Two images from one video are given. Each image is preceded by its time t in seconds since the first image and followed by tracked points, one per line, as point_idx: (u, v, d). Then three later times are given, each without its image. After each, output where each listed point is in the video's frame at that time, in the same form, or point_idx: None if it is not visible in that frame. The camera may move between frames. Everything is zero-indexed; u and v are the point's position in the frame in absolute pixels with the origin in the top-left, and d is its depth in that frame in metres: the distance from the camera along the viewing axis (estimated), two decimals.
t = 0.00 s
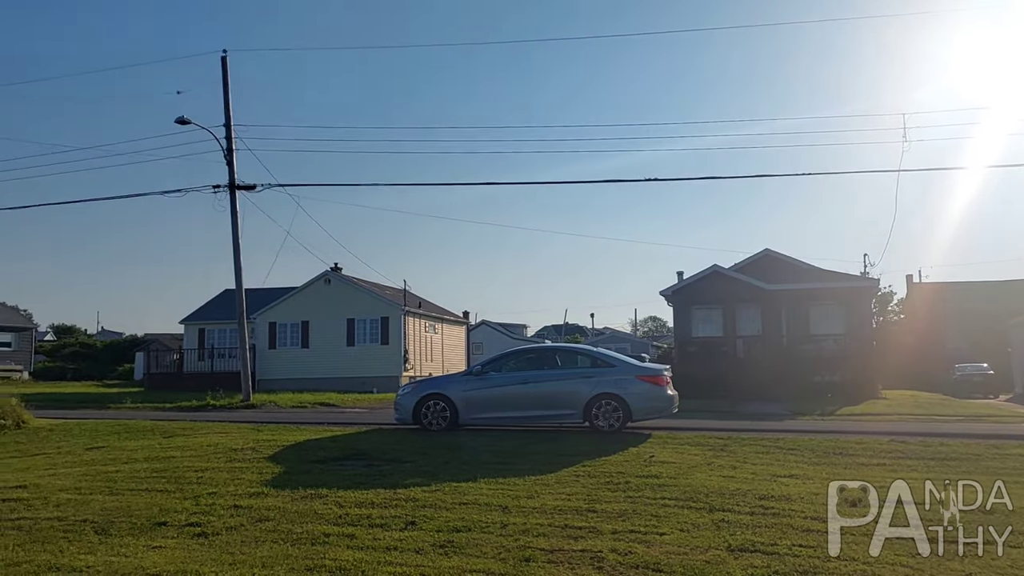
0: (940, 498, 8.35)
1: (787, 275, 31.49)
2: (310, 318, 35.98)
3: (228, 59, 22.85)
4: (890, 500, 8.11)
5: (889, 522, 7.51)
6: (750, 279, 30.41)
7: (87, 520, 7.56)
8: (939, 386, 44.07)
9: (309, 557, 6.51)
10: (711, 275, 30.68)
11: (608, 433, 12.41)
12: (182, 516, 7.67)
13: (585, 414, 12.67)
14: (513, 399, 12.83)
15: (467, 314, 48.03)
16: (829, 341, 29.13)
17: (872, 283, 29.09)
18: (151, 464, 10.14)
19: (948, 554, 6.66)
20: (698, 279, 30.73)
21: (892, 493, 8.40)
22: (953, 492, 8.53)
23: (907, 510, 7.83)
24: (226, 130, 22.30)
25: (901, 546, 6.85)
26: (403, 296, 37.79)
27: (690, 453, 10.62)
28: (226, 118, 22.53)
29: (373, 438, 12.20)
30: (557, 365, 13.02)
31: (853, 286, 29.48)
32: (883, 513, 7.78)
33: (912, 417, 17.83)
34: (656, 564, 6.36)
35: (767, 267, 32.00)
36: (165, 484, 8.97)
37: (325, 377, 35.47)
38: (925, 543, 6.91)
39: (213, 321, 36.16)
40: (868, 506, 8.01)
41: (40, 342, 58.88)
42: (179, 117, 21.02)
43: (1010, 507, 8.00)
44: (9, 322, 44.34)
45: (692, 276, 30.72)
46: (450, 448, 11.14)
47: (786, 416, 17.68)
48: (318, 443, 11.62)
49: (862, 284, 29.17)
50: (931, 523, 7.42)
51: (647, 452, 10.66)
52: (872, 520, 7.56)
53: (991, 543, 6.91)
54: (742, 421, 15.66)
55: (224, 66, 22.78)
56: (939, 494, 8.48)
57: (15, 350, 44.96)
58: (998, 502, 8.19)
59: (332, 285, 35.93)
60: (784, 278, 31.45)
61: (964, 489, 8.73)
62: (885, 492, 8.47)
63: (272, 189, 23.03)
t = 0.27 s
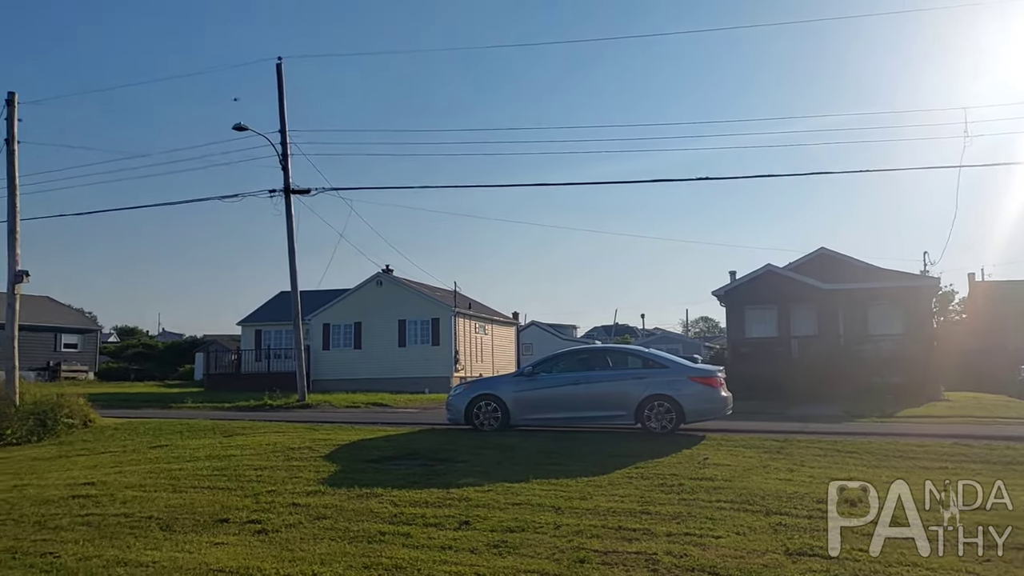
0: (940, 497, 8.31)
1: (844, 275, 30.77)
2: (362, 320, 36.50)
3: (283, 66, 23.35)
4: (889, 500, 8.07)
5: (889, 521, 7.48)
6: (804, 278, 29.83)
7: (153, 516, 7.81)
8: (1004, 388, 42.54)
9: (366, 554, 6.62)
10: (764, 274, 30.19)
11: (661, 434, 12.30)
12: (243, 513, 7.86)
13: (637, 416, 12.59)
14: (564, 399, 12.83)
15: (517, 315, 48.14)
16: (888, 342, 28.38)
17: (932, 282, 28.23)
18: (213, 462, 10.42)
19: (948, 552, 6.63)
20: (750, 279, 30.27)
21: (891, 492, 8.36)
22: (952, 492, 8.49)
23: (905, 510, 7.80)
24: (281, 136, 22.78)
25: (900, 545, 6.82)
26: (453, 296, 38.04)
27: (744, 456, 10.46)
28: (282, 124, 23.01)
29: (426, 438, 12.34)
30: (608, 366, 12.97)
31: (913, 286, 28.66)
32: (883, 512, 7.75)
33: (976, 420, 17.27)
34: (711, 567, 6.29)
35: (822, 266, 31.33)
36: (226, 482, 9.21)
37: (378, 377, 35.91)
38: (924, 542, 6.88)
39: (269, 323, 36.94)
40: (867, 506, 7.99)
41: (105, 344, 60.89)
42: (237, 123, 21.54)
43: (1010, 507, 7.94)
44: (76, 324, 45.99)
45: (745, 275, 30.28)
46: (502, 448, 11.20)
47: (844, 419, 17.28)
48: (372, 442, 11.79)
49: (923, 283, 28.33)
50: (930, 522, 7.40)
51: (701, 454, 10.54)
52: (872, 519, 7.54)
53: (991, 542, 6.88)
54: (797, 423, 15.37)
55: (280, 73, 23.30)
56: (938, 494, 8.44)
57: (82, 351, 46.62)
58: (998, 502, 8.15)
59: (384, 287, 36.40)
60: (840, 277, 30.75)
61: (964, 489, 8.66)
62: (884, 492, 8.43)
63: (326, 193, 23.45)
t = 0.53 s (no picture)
0: (940, 498, 8.23)
1: (913, 273, 29.81)
2: (422, 321, 36.93)
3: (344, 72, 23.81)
4: (890, 500, 8.02)
5: (890, 522, 7.42)
6: (871, 277, 29.01)
7: (226, 513, 8.06)
8: None
9: (430, 553, 6.71)
10: (829, 273, 29.45)
11: (724, 436, 12.13)
12: (311, 511, 8.05)
13: (699, 417, 12.45)
14: (625, 400, 12.76)
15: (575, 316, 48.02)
16: (960, 342, 27.40)
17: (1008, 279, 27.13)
18: (281, 461, 10.69)
19: (948, 553, 6.59)
20: (815, 278, 29.56)
21: (891, 492, 8.29)
22: (953, 492, 8.42)
23: (907, 510, 7.74)
24: (343, 141, 23.23)
25: (900, 547, 6.77)
26: (512, 297, 38.20)
27: (811, 459, 10.25)
28: (344, 130, 23.45)
29: (487, 438, 12.42)
30: (669, 367, 12.85)
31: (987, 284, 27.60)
32: (884, 513, 7.69)
33: None
34: (778, 572, 6.19)
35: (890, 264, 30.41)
36: (293, 480, 9.45)
37: (438, 378, 36.28)
38: (925, 543, 6.84)
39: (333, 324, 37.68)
40: (868, 506, 7.93)
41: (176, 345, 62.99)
42: (301, 130, 22.05)
43: (1012, 507, 7.89)
44: (150, 326, 47.71)
45: (809, 275, 29.59)
46: (562, 449, 11.19)
47: (915, 421, 16.77)
48: (434, 442, 11.93)
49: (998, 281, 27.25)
50: (932, 523, 7.34)
51: (766, 457, 10.36)
52: (873, 520, 7.49)
53: (992, 543, 6.82)
54: (865, 425, 14.97)
55: (341, 79, 23.77)
56: (939, 494, 8.37)
57: (155, 352, 48.33)
58: (999, 502, 8.08)
59: (444, 288, 36.76)
60: (909, 275, 29.79)
61: (964, 490, 8.58)
62: (885, 492, 8.36)
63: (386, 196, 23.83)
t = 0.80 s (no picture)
0: (941, 497, 8.19)
1: (991, 270, 28.63)
2: (483, 322, 37.15)
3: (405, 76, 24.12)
4: (890, 500, 7.98)
5: (890, 521, 7.40)
6: (946, 275, 27.97)
7: (295, 510, 8.28)
8: None
9: (494, 553, 6.76)
10: (902, 271, 28.50)
11: (791, 439, 11.87)
12: (377, 510, 8.19)
13: (765, 419, 12.20)
14: (689, 402, 12.60)
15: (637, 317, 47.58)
16: None
17: None
18: (347, 460, 10.91)
19: (947, 553, 6.55)
20: (886, 276, 28.66)
21: (891, 492, 8.26)
22: (953, 491, 8.37)
23: (904, 509, 7.72)
24: (404, 145, 23.54)
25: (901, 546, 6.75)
26: (573, 298, 38.12)
27: (883, 462, 9.94)
28: (405, 134, 23.76)
29: (550, 439, 12.43)
30: (734, 368, 12.64)
31: None
32: (883, 513, 7.67)
33: None
34: None
35: (966, 261, 29.27)
36: (358, 479, 9.63)
37: (500, 378, 36.44)
38: (925, 542, 6.81)
39: (396, 326, 38.21)
40: (868, 506, 7.91)
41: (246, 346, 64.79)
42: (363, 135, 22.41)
43: (1012, 506, 7.84)
44: (221, 328, 49.22)
45: (880, 273, 28.70)
46: (625, 451, 11.12)
47: (995, 424, 16.11)
48: (497, 442, 11.99)
49: None
50: (931, 522, 7.31)
51: (836, 460, 10.09)
52: (873, 520, 7.46)
53: (992, 542, 6.79)
54: (940, 428, 14.46)
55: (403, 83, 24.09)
56: (940, 494, 8.33)
57: (227, 353, 49.84)
58: (999, 501, 8.03)
59: (504, 289, 36.90)
60: (987, 273, 28.61)
61: (963, 489, 8.51)
62: (884, 492, 8.33)
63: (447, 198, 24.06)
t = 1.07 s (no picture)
0: (940, 497, 8.22)
1: None
2: (535, 323, 37.17)
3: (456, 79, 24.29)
4: (891, 501, 8.02)
5: (890, 522, 7.43)
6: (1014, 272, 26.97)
7: (353, 509, 8.42)
8: None
9: (549, 554, 6.78)
10: (966, 268, 27.58)
11: (851, 442, 11.60)
12: (433, 510, 8.28)
13: (824, 422, 11.95)
14: (745, 404, 12.41)
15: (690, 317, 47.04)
16: None
17: None
18: (402, 460, 11.06)
19: (948, 553, 6.59)
20: (949, 274, 27.78)
21: (891, 492, 8.30)
22: (953, 491, 8.40)
23: (904, 509, 7.76)
24: (456, 148, 23.72)
25: (902, 546, 6.78)
26: (625, 298, 37.88)
27: (947, 466, 9.65)
28: (456, 137, 23.94)
29: (603, 440, 12.38)
30: (791, 369, 12.40)
31: None
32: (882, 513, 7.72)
33: None
34: None
35: None
36: (415, 479, 9.75)
37: (552, 379, 36.43)
38: (925, 542, 6.85)
39: (449, 327, 38.51)
40: (868, 506, 7.95)
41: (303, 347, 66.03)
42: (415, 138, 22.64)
43: (1012, 505, 7.86)
44: (279, 330, 50.28)
45: (943, 271, 27.83)
46: (679, 453, 11.02)
47: None
48: (551, 443, 12.00)
49: None
50: (931, 523, 7.34)
51: (898, 464, 9.83)
52: (874, 520, 7.50)
53: (992, 542, 6.82)
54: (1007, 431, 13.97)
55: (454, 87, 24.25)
56: (940, 493, 8.36)
57: (284, 354, 50.90)
58: (1000, 500, 8.05)
59: (556, 290, 36.85)
60: None
61: (963, 488, 8.53)
62: (884, 492, 8.38)
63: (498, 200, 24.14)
